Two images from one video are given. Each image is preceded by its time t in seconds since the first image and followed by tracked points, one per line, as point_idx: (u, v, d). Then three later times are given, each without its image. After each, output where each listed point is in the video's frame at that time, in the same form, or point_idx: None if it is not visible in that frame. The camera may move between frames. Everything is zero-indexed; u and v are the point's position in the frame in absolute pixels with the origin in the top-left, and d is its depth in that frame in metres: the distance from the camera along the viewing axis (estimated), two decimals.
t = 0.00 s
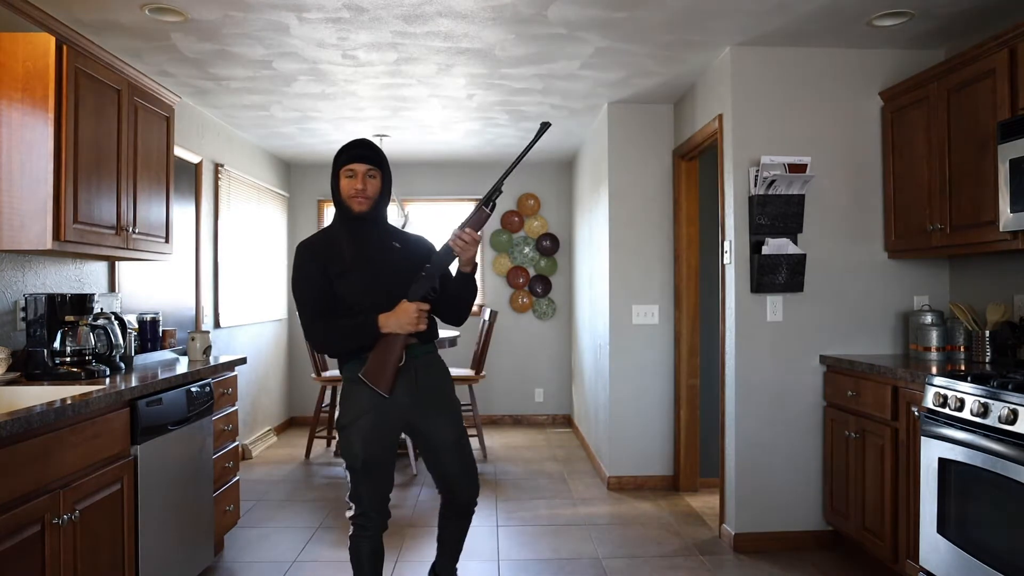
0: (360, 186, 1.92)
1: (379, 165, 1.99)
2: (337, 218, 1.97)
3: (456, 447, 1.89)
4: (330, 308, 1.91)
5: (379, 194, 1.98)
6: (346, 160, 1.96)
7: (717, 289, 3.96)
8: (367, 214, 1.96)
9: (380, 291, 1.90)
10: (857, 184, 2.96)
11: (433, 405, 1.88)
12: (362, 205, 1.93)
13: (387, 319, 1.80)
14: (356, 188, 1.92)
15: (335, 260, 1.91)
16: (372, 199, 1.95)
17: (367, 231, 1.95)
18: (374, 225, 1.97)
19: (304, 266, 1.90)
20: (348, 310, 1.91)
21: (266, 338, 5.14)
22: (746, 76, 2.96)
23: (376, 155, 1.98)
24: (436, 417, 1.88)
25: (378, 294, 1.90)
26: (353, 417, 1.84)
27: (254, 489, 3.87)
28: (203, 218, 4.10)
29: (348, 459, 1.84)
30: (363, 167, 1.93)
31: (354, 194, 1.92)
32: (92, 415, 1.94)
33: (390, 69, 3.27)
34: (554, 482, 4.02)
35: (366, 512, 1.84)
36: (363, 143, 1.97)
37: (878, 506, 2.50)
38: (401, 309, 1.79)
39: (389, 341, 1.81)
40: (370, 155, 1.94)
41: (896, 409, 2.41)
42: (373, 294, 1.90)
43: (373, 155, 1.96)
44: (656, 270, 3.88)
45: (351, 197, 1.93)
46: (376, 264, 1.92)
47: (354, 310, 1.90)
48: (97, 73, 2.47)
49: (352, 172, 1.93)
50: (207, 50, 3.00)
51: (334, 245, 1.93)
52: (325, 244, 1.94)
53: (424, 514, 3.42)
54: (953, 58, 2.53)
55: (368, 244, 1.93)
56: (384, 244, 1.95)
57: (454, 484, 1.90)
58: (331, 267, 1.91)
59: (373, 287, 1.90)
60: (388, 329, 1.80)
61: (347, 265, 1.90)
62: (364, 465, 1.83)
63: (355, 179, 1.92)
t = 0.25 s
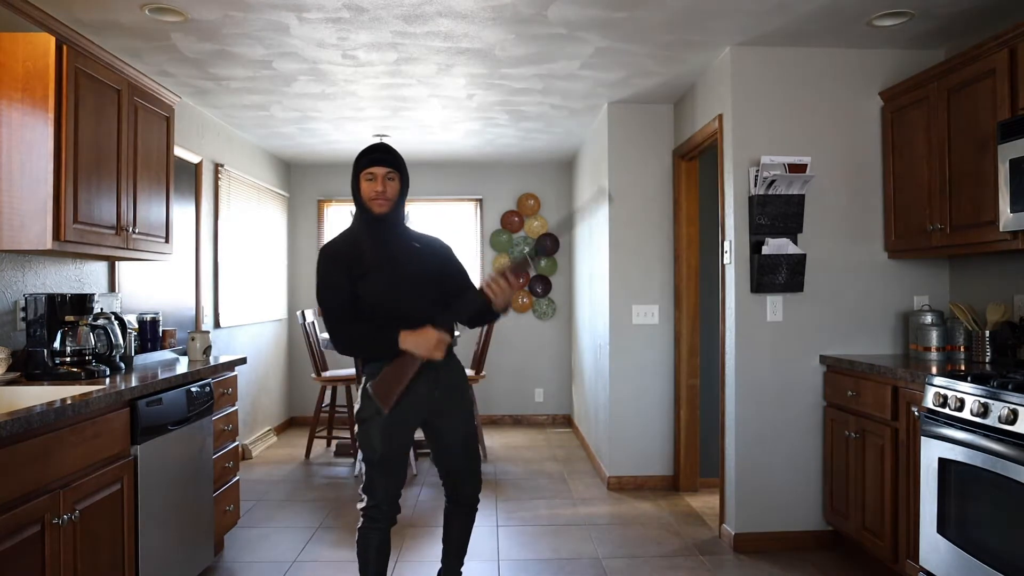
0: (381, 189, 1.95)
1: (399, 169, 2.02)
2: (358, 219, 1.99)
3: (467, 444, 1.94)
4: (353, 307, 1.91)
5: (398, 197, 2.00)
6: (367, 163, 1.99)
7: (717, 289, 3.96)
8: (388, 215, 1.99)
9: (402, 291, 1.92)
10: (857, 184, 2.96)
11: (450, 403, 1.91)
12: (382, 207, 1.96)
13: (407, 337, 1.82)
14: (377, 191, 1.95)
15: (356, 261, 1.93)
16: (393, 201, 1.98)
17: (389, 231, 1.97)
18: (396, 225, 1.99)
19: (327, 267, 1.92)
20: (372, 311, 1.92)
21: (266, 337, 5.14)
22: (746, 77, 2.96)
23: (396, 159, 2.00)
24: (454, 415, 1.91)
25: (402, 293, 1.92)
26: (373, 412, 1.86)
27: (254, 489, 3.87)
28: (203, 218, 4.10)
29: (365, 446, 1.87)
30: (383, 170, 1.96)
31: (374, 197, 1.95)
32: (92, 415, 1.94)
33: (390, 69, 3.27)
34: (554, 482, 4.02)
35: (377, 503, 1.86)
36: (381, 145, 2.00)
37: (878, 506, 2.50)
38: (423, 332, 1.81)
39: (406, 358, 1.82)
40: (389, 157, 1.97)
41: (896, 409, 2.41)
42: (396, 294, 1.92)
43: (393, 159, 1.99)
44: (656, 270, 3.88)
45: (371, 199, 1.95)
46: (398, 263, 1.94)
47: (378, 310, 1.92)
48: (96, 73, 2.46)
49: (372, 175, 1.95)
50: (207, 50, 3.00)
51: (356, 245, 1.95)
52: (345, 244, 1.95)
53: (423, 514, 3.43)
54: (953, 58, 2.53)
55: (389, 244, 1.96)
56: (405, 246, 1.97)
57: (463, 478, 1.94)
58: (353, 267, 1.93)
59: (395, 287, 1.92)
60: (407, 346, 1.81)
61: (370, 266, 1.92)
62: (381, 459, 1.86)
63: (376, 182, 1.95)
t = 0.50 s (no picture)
0: (408, 198, 1.94)
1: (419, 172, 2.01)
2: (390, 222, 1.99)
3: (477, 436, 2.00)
4: (376, 312, 1.93)
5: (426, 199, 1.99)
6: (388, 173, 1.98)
7: (717, 289, 3.96)
8: (419, 219, 1.98)
9: (425, 298, 1.93)
10: (857, 184, 2.96)
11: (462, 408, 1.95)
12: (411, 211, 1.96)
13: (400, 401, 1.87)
14: (404, 198, 1.94)
15: (385, 266, 1.94)
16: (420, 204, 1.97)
17: (419, 237, 1.97)
18: (425, 231, 1.99)
19: (359, 264, 1.94)
20: (394, 316, 1.94)
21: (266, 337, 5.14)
22: (746, 77, 2.96)
23: (413, 163, 1.99)
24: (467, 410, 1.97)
25: (424, 299, 1.93)
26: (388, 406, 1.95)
27: (254, 489, 3.87)
28: (203, 217, 4.10)
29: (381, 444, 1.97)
30: (404, 178, 1.95)
31: (404, 204, 1.95)
32: (92, 415, 1.94)
33: (390, 69, 3.27)
34: (554, 482, 4.02)
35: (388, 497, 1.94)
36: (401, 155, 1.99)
37: (878, 506, 2.50)
38: (414, 407, 1.88)
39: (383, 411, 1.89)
40: (406, 162, 1.96)
41: (896, 409, 2.41)
42: (420, 300, 1.93)
43: (411, 165, 1.98)
44: (656, 270, 3.88)
45: (400, 208, 1.95)
46: (425, 268, 1.94)
47: (400, 314, 1.93)
48: (96, 74, 2.47)
49: (395, 185, 1.95)
50: (207, 50, 3.00)
51: (385, 249, 1.95)
52: (375, 248, 1.95)
53: (423, 514, 3.43)
54: (953, 58, 2.53)
55: (418, 250, 1.95)
56: (435, 251, 1.96)
57: (469, 475, 2.00)
58: (381, 271, 1.94)
59: (418, 293, 1.93)
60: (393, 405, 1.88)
61: (398, 270, 1.93)
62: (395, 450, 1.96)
63: (400, 190, 1.95)
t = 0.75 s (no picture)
0: (431, 196, 2.08)
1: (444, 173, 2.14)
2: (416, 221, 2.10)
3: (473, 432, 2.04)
4: (390, 302, 2.00)
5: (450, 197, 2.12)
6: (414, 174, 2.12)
7: (717, 289, 3.96)
8: (446, 218, 2.11)
9: (442, 295, 2.02)
10: (856, 184, 2.96)
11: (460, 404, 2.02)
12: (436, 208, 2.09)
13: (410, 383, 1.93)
14: (430, 197, 2.08)
15: (406, 260, 2.03)
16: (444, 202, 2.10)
17: (442, 236, 2.08)
18: (449, 230, 2.09)
19: (382, 256, 2.02)
20: (408, 308, 2.01)
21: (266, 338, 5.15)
22: (746, 77, 2.96)
23: (438, 165, 2.12)
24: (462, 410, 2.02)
25: (438, 296, 2.02)
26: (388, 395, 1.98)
27: (254, 489, 3.87)
28: (203, 217, 4.10)
29: (376, 429, 2.00)
30: (429, 177, 2.09)
31: (429, 202, 2.08)
32: (92, 415, 1.94)
33: (390, 69, 3.27)
34: (554, 482, 4.02)
35: (383, 482, 1.96)
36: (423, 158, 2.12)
37: (878, 505, 2.50)
38: (422, 392, 1.93)
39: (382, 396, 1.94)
40: (432, 164, 2.09)
41: (896, 409, 2.41)
42: (434, 297, 2.01)
43: (436, 166, 2.11)
44: (656, 270, 3.88)
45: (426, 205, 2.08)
46: (443, 268, 2.04)
47: (413, 308, 2.01)
48: (96, 74, 2.46)
49: (419, 185, 2.09)
50: (207, 50, 3.00)
51: (409, 244, 2.04)
52: (400, 242, 2.04)
53: (424, 514, 3.42)
54: (954, 58, 2.53)
55: (439, 251, 2.05)
56: (456, 253, 2.06)
57: (464, 469, 2.02)
58: (401, 267, 2.02)
59: (434, 290, 2.02)
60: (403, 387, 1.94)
61: (415, 268, 2.02)
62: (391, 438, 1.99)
63: (426, 189, 2.08)
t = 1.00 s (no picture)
0: (442, 203, 2.05)
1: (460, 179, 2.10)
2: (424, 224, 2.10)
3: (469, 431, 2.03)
4: (391, 300, 2.01)
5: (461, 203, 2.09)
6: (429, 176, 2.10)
7: (717, 289, 3.96)
8: (456, 225, 2.09)
9: (443, 296, 2.03)
10: (857, 184, 2.96)
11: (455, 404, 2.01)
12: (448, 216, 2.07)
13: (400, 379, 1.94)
14: (442, 204, 2.05)
15: (410, 261, 2.04)
16: (455, 209, 2.08)
17: (448, 240, 2.08)
18: (456, 236, 2.09)
19: (386, 256, 2.03)
20: (409, 307, 2.02)
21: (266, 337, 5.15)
22: (746, 77, 2.96)
23: (451, 170, 2.08)
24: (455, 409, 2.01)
25: (439, 298, 2.02)
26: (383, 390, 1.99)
27: (254, 489, 3.87)
28: (203, 217, 4.10)
29: (375, 418, 2.01)
30: (443, 184, 2.07)
31: (441, 209, 2.06)
32: (92, 415, 1.94)
33: (390, 69, 3.27)
34: (554, 482, 4.02)
35: (379, 474, 1.97)
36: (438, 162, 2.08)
37: (878, 505, 2.49)
38: (414, 389, 1.94)
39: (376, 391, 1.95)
40: (446, 169, 2.06)
41: (896, 409, 2.41)
42: (435, 298, 2.02)
43: (451, 171, 2.07)
44: (656, 270, 3.88)
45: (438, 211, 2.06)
46: (446, 270, 2.04)
47: (414, 307, 2.01)
48: (96, 74, 2.46)
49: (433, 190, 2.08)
50: (207, 50, 3.00)
51: (414, 246, 2.05)
52: (406, 243, 2.05)
53: (423, 514, 3.42)
54: (954, 58, 2.53)
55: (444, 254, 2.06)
56: (460, 257, 2.07)
57: (460, 465, 2.02)
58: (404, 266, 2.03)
59: (436, 291, 2.02)
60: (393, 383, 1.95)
61: (417, 269, 2.03)
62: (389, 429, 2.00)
63: (439, 195, 2.07)
